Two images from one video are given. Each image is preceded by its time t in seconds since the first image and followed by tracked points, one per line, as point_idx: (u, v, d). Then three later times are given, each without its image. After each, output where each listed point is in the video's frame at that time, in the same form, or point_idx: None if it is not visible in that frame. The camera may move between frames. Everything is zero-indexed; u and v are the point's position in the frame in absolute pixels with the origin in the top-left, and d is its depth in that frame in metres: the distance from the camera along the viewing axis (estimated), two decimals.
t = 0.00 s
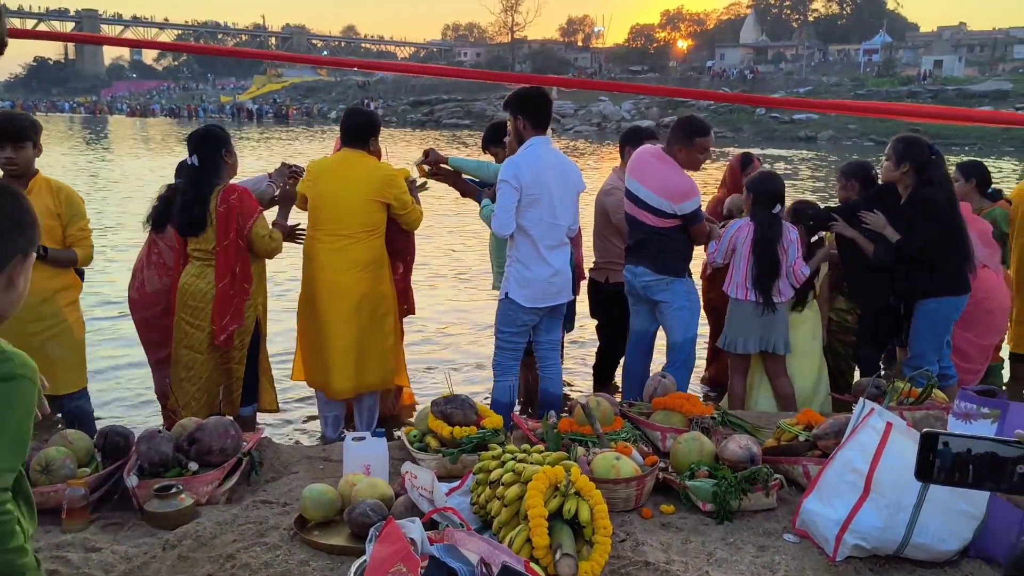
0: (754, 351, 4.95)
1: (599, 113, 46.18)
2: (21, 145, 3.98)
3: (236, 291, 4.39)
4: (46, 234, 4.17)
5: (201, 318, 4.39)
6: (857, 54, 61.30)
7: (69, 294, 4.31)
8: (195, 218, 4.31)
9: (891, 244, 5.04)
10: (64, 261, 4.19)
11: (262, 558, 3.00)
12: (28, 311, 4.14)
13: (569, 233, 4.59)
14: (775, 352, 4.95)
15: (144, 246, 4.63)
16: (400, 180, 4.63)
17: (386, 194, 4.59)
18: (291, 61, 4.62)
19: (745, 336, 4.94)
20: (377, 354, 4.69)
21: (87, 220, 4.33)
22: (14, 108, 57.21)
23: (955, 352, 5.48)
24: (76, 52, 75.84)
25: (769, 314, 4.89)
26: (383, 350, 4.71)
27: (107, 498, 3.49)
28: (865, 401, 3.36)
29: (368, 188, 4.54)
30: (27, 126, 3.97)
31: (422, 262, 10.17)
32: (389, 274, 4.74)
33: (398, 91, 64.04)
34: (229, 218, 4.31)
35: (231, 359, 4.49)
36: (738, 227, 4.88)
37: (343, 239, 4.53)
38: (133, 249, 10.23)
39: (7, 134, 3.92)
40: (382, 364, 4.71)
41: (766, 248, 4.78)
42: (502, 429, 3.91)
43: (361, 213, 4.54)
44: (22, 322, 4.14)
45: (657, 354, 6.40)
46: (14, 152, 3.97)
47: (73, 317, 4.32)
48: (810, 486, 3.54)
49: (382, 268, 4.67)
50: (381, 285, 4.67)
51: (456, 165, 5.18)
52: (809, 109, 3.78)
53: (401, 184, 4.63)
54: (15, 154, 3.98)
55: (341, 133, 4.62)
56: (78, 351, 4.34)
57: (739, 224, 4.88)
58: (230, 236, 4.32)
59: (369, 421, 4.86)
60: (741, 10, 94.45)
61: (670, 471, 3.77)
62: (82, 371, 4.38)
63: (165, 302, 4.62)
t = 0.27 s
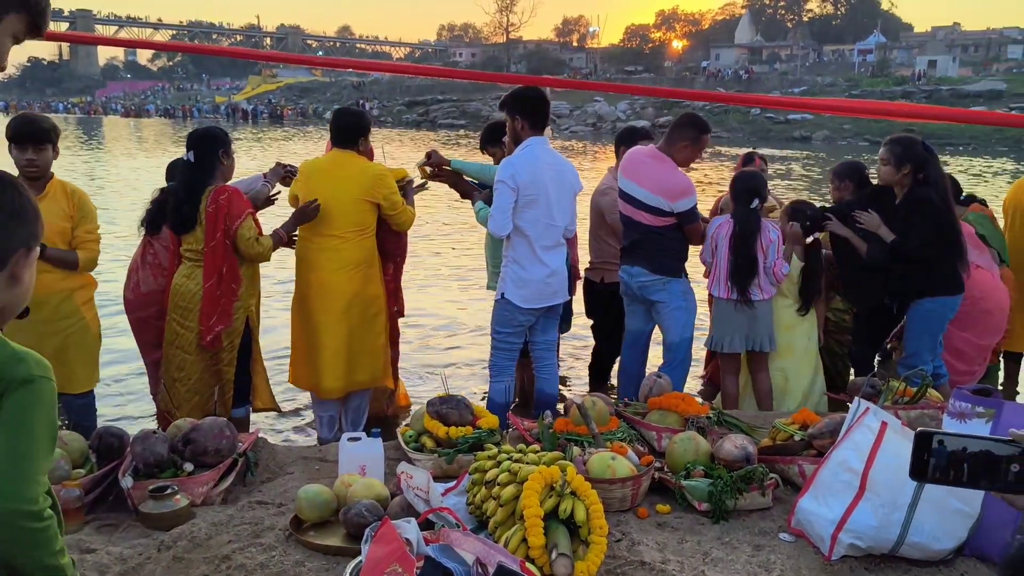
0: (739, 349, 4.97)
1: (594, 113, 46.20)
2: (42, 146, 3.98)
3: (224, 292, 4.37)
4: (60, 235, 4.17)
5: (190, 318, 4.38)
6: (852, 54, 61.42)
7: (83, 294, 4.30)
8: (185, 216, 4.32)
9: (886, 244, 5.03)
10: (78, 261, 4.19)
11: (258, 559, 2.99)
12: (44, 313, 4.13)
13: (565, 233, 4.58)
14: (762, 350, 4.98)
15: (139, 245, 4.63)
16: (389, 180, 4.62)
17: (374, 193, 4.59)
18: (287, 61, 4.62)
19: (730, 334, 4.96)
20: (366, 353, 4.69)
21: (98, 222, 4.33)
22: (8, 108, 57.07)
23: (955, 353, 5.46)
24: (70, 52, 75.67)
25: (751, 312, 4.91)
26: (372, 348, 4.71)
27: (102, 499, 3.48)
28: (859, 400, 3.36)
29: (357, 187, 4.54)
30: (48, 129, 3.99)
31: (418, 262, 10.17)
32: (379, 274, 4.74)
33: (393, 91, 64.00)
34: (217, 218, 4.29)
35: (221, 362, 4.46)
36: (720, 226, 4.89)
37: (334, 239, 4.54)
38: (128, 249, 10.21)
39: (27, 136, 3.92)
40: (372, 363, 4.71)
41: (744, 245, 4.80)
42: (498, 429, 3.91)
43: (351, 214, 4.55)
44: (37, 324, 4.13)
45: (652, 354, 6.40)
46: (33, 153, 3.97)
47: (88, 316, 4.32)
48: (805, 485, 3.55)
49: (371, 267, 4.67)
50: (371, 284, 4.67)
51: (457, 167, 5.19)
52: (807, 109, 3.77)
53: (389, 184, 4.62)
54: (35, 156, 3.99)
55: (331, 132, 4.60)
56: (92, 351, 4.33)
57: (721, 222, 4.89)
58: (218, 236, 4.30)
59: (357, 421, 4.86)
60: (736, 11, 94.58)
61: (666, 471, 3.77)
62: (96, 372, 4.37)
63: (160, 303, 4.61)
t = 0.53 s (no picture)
0: (733, 349, 5.00)
1: (589, 113, 46.23)
2: (50, 149, 4.04)
3: (211, 291, 4.35)
4: (64, 238, 4.17)
5: (181, 319, 4.39)
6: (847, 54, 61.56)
7: (86, 295, 4.30)
8: (178, 214, 4.32)
9: (885, 244, 5.03)
10: (80, 264, 4.19)
11: (252, 560, 2.99)
12: (46, 314, 4.13)
13: (561, 233, 4.58)
14: (757, 349, 5.01)
15: (132, 246, 4.60)
16: (377, 180, 4.59)
17: (358, 194, 4.56)
18: (282, 61, 4.61)
19: (723, 333, 4.99)
20: (357, 354, 4.69)
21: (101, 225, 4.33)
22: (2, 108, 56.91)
23: (960, 355, 5.39)
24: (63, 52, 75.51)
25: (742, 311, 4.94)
26: (362, 348, 4.71)
27: (96, 500, 3.47)
28: (854, 400, 3.37)
29: (343, 186, 4.53)
30: (58, 133, 4.03)
31: (413, 262, 10.17)
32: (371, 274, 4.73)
33: (388, 91, 63.95)
34: (208, 218, 4.29)
35: (213, 362, 4.46)
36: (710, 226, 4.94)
37: (323, 241, 4.54)
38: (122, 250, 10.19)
39: (35, 137, 3.97)
40: (364, 364, 4.73)
41: (735, 240, 4.81)
42: (493, 429, 3.91)
43: (340, 215, 4.54)
44: (40, 325, 4.14)
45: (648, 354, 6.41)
46: (43, 156, 4.03)
47: (91, 318, 4.31)
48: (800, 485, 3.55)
49: (360, 267, 4.66)
50: (361, 284, 4.67)
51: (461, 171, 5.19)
52: (804, 110, 3.82)
53: (377, 182, 4.59)
54: (43, 158, 4.04)
55: (320, 133, 4.59)
56: (96, 352, 4.33)
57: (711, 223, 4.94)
58: (207, 236, 4.29)
59: (348, 424, 4.85)
60: (731, 11, 94.70)
61: (661, 471, 3.77)
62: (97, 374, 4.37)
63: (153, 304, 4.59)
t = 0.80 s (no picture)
0: (721, 344, 5.04)
1: (584, 113, 46.25)
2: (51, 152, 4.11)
3: (202, 289, 4.36)
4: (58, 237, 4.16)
5: (172, 318, 4.39)
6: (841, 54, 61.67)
7: (81, 294, 4.28)
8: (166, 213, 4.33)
9: (879, 244, 5.04)
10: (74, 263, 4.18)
11: (246, 560, 2.99)
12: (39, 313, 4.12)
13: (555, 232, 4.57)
14: (744, 348, 5.00)
15: (124, 245, 4.56)
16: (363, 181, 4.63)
17: (337, 198, 4.58)
18: (277, 60, 4.60)
19: (713, 330, 5.03)
20: (332, 355, 4.67)
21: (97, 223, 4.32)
22: None
23: (955, 355, 5.41)
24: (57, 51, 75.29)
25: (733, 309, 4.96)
26: (337, 351, 4.68)
27: (90, 500, 3.46)
28: (847, 399, 3.37)
29: (326, 189, 4.56)
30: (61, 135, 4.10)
31: (408, 261, 10.16)
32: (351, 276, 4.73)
33: (382, 90, 63.87)
34: (196, 217, 4.30)
35: (205, 361, 4.46)
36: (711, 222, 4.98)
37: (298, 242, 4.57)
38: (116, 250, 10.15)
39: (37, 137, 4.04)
40: (343, 366, 4.69)
41: (729, 247, 4.82)
42: (487, 428, 3.91)
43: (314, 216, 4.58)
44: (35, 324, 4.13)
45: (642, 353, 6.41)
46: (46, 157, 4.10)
47: (85, 316, 4.30)
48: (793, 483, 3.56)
49: (337, 269, 4.66)
50: (337, 286, 4.67)
51: (471, 179, 5.24)
52: (800, 108, 3.85)
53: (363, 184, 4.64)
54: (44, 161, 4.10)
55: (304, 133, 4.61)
56: (90, 351, 4.32)
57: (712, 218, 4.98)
58: (196, 234, 4.31)
59: (336, 423, 4.81)
60: (726, 10, 94.80)
61: (655, 470, 3.77)
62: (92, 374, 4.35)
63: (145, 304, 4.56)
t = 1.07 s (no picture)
0: (719, 346, 5.05)
1: (581, 113, 46.27)
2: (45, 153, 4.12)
3: (197, 294, 4.34)
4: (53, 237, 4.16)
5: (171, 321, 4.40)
6: (837, 55, 61.75)
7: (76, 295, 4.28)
8: (160, 217, 4.32)
9: (876, 244, 5.06)
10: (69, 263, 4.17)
11: (242, 560, 2.99)
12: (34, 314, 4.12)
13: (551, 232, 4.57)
14: (740, 348, 5.01)
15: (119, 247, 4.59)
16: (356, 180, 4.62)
17: (328, 199, 4.58)
18: (274, 60, 4.60)
19: (707, 331, 5.05)
20: (318, 356, 4.68)
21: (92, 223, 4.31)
22: None
23: (949, 355, 5.41)
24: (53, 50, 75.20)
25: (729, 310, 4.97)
26: (323, 353, 4.67)
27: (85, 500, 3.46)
28: (842, 398, 3.36)
29: (317, 190, 4.57)
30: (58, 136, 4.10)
31: (404, 261, 10.16)
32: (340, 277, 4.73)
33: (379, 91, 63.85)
34: (193, 221, 4.29)
35: (211, 361, 4.50)
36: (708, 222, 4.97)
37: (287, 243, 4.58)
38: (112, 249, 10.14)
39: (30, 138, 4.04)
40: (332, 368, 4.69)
41: (728, 248, 4.81)
42: (483, 428, 3.91)
43: (303, 217, 4.58)
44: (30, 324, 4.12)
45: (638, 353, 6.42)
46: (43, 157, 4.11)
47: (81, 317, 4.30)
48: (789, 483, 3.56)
49: (325, 270, 4.66)
50: (326, 287, 4.67)
51: (478, 188, 5.26)
52: (794, 109, 3.88)
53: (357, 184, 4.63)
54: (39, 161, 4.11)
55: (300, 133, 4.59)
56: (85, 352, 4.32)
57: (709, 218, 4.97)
58: (193, 238, 4.30)
59: (322, 426, 4.81)
60: (722, 10, 94.90)
61: (651, 470, 3.78)
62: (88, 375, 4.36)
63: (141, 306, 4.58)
